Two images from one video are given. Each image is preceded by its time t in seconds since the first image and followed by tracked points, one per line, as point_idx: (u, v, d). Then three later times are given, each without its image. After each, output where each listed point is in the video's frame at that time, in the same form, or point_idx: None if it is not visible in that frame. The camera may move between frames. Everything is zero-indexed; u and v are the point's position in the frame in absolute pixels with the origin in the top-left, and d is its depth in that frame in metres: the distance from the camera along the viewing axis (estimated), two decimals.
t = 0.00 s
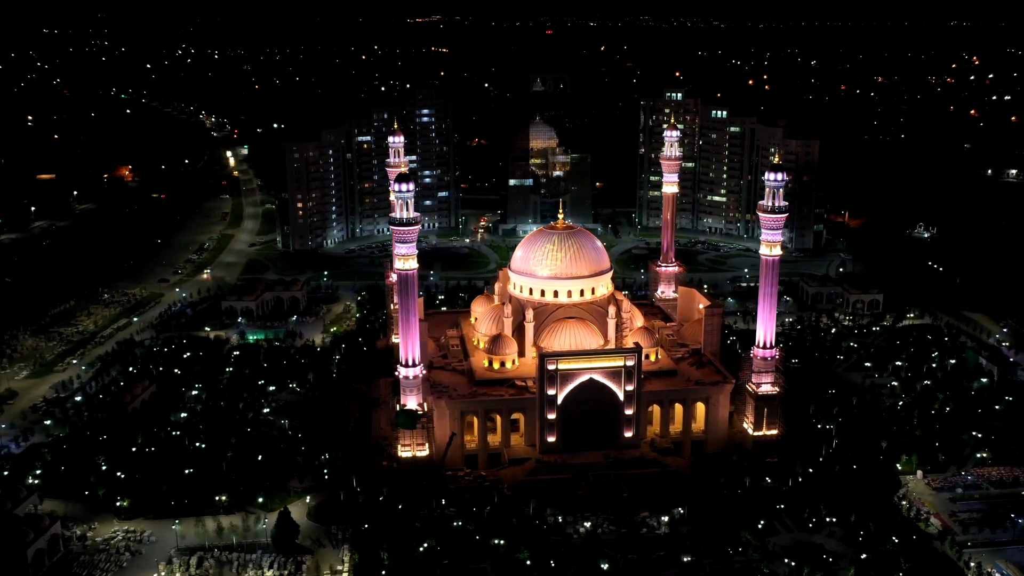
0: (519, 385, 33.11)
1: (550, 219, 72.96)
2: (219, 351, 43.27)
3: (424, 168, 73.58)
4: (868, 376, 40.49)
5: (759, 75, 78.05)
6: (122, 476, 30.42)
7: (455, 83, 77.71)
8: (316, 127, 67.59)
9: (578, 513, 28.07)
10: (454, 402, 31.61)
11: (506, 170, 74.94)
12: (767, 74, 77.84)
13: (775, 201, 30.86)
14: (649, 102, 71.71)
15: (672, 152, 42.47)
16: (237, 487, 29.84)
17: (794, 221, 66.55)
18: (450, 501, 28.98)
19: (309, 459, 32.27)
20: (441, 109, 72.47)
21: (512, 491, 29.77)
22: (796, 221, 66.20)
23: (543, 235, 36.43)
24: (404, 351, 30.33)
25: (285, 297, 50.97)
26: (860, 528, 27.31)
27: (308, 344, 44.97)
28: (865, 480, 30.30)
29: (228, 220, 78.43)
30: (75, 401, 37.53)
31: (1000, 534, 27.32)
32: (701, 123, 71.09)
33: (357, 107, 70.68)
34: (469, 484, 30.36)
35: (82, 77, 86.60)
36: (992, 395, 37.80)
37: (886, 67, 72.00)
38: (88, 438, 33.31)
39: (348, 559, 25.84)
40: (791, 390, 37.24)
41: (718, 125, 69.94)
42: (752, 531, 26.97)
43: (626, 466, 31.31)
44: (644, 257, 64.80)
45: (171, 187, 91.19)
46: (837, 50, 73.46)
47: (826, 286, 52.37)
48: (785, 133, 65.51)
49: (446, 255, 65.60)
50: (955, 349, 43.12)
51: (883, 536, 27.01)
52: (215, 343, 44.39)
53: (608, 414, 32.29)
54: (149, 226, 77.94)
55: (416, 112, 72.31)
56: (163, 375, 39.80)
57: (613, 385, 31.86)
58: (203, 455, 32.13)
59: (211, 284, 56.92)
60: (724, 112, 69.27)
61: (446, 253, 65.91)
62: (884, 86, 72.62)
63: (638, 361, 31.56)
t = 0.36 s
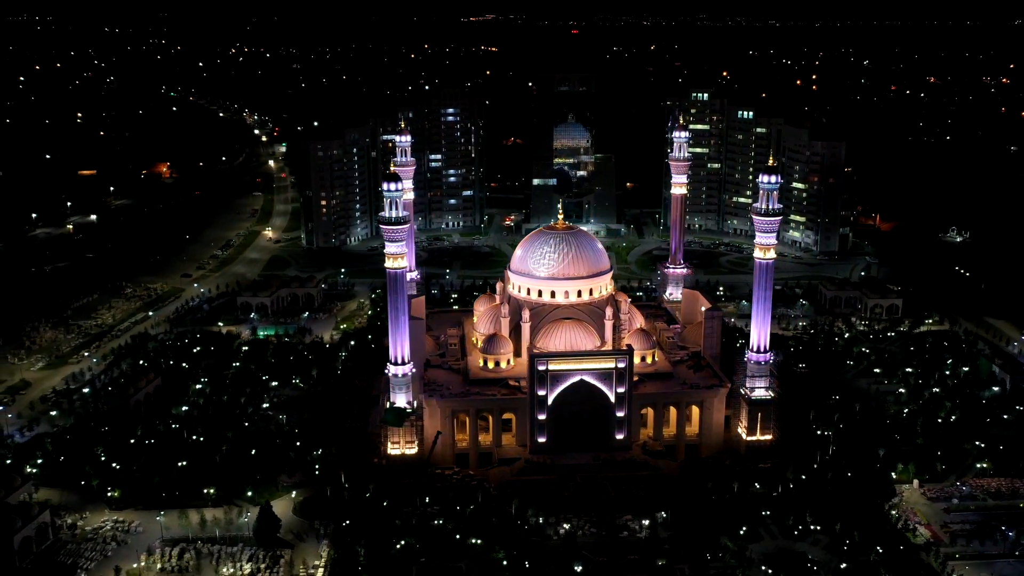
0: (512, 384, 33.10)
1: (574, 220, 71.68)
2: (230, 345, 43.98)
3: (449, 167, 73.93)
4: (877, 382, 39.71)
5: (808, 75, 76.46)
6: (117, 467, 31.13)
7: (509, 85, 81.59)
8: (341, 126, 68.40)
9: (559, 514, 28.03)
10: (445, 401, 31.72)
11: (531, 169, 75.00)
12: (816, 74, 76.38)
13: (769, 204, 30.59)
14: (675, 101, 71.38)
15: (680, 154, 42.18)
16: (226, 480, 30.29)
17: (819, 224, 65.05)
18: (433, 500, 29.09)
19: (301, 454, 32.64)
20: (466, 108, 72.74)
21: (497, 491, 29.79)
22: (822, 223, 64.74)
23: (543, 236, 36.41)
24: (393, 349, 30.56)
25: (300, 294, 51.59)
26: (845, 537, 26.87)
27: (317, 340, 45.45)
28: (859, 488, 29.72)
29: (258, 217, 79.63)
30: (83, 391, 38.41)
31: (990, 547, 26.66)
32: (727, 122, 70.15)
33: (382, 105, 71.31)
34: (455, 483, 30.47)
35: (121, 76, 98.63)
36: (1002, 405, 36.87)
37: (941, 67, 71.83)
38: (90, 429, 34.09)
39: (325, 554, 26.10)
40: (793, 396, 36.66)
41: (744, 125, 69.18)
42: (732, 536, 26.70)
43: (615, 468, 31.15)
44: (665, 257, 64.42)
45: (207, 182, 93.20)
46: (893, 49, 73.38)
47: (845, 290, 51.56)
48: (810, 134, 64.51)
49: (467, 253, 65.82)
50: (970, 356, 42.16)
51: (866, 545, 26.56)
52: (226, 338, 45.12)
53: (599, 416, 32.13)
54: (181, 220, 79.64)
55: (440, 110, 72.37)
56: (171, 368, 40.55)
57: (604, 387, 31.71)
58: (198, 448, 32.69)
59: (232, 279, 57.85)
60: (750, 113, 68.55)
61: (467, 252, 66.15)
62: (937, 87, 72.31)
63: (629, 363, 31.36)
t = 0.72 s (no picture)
0: (504, 384, 33.07)
1: (597, 220, 71.91)
2: (240, 341, 44.62)
3: (473, 166, 74.10)
4: (884, 390, 38.92)
5: (859, 76, 75.25)
6: (112, 458, 31.80)
7: (558, 85, 86.52)
8: (365, 125, 68.97)
9: (539, 516, 27.97)
10: (434, 400, 31.85)
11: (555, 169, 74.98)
12: (867, 75, 74.81)
13: (761, 207, 30.22)
14: (701, 104, 70.72)
15: (689, 155, 41.64)
16: (217, 473, 30.76)
17: (845, 227, 63.81)
18: (417, 498, 29.22)
19: (293, 449, 33.01)
20: (491, 108, 72.91)
21: (481, 491, 29.82)
22: (847, 227, 63.48)
23: (541, 236, 36.28)
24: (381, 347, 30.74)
25: (315, 291, 52.15)
26: (827, 547, 26.47)
27: (326, 337, 45.92)
28: (849, 496, 29.22)
29: (286, 214, 80.59)
30: (92, 383, 39.26)
31: (978, 560, 26.04)
32: (754, 123, 69.57)
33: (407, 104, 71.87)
34: (441, 482, 30.57)
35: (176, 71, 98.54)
36: (1010, 417, 35.94)
37: (995, 68, 67.95)
38: (93, 421, 34.83)
39: (302, 548, 26.37)
40: (793, 402, 36.15)
41: (771, 127, 68.33)
42: (709, 542, 26.42)
43: (603, 471, 31.00)
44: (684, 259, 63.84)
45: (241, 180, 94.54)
46: (951, 49, 70.07)
47: (863, 295, 50.66)
48: (836, 137, 63.51)
49: (487, 253, 65.96)
50: (984, 365, 41.22)
51: (847, 555, 26.13)
52: (237, 333, 45.79)
53: (589, 417, 31.99)
54: (212, 217, 80.89)
55: (466, 110, 72.85)
56: (179, 362, 41.29)
57: (593, 388, 31.55)
58: (194, 441, 33.24)
59: (252, 276, 58.66)
60: (778, 115, 67.76)
61: (488, 252, 66.29)
62: (991, 88, 68.53)
63: (618, 365, 31.15)
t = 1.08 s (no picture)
0: (495, 384, 33.08)
1: (620, 221, 71.88)
2: (249, 336, 45.23)
3: (497, 166, 74.13)
4: (889, 397, 38.20)
5: (910, 78, 71.62)
6: (108, 449, 32.41)
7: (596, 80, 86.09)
8: (388, 125, 69.44)
9: (518, 516, 27.96)
10: (423, 398, 32.00)
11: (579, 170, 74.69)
12: (919, 78, 71.17)
13: (753, 207, 29.81)
14: (727, 105, 70.14)
15: (696, 156, 41.27)
16: (207, 466, 31.22)
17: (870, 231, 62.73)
18: (399, 495, 29.37)
19: (286, 444, 33.38)
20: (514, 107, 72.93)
21: (466, 490, 29.89)
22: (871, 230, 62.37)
23: (536, 237, 36.40)
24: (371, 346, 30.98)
25: (329, 288, 52.58)
26: (807, 556, 26.09)
27: (334, 333, 46.32)
28: (837, 504, 28.74)
29: (313, 212, 81.36)
30: (99, 375, 40.05)
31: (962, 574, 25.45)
32: (779, 124, 68.60)
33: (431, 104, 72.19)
34: (427, 480, 30.70)
35: (227, 72, 93.99)
36: (1017, 427, 34.99)
37: None
38: (96, 412, 35.54)
39: (280, 543, 26.65)
40: (791, 408, 35.68)
41: (796, 128, 67.38)
42: (685, 547, 26.19)
43: (591, 473, 30.86)
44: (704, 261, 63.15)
45: (273, 177, 95.74)
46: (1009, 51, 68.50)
47: (881, 300, 49.68)
48: (862, 139, 62.38)
49: (507, 252, 65.94)
50: (997, 373, 40.20)
51: (826, 564, 25.74)
52: (248, 329, 46.38)
53: (578, 418, 31.86)
54: (241, 214, 82.04)
55: (490, 110, 72.96)
56: (186, 356, 41.93)
57: (582, 390, 31.49)
58: (190, 435, 33.76)
59: (271, 272, 59.37)
60: (803, 116, 66.79)
61: (507, 251, 66.29)
62: None
63: (608, 367, 31.04)
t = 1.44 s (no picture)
0: (487, 383, 33.10)
1: (643, 221, 71.35)
2: (258, 331, 45.80)
3: (521, 165, 74.21)
4: (894, 404, 37.50)
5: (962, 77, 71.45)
6: (106, 440, 33.08)
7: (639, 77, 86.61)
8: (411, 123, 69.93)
9: (498, 517, 27.93)
10: (414, 396, 32.05)
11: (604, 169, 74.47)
12: (972, 79, 70.53)
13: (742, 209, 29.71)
14: (754, 105, 69.13)
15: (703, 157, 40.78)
16: (199, 460, 31.68)
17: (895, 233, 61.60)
18: (383, 492, 29.46)
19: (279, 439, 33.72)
20: (539, 106, 73.06)
21: (450, 489, 29.89)
22: (897, 233, 61.27)
23: (534, 237, 36.33)
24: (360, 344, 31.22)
25: (343, 285, 53.03)
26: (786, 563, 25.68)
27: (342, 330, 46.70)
28: (824, 512, 28.22)
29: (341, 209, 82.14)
30: (108, 367, 40.85)
31: None
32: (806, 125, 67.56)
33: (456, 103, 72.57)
34: (413, 478, 30.77)
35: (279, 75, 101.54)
36: None
37: None
38: (99, 404, 36.27)
39: (259, 537, 26.93)
40: (790, 414, 35.16)
41: (822, 129, 66.39)
42: (661, 552, 25.95)
43: (578, 474, 30.72)
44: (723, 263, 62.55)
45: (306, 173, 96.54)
46: None
47: (899, 304, 48.76)
48: (888, 140, 61.35)
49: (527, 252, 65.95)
50: (1009, 382, 39.25)
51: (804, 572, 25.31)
52: (259, 324, 46.97)
53: (567, 420, 31.78)
54: (271, 210, 83.14)
55: (515, 109, 73.16)
56: (194, 349, 42.60)
57: (572, 391, 31.37)
58: (188, 428, 34.30)
59: (290, 268, 60.10)
60: (829, 116, 65.70)
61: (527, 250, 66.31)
62: None
63: (596, 368, 30.90)
